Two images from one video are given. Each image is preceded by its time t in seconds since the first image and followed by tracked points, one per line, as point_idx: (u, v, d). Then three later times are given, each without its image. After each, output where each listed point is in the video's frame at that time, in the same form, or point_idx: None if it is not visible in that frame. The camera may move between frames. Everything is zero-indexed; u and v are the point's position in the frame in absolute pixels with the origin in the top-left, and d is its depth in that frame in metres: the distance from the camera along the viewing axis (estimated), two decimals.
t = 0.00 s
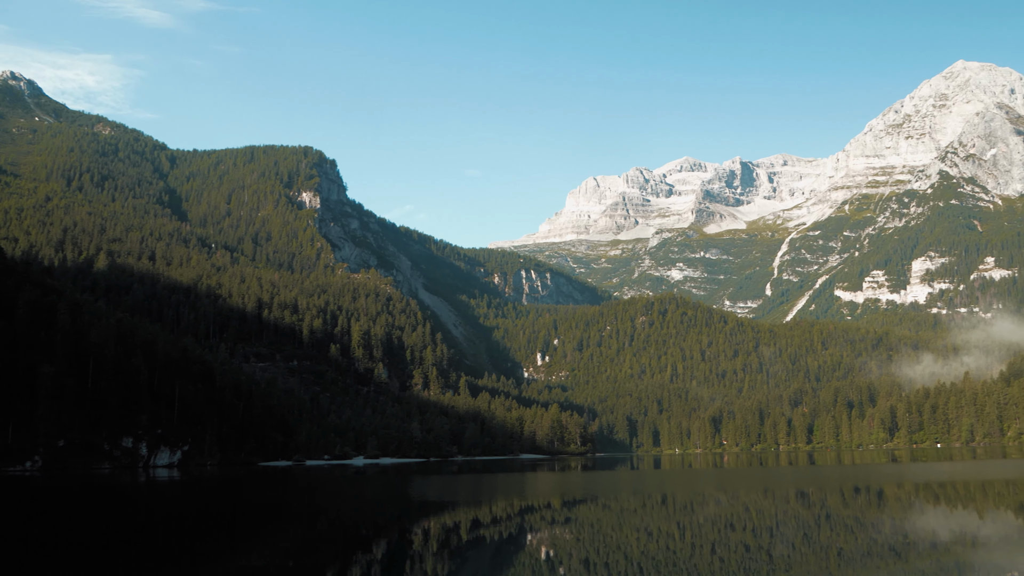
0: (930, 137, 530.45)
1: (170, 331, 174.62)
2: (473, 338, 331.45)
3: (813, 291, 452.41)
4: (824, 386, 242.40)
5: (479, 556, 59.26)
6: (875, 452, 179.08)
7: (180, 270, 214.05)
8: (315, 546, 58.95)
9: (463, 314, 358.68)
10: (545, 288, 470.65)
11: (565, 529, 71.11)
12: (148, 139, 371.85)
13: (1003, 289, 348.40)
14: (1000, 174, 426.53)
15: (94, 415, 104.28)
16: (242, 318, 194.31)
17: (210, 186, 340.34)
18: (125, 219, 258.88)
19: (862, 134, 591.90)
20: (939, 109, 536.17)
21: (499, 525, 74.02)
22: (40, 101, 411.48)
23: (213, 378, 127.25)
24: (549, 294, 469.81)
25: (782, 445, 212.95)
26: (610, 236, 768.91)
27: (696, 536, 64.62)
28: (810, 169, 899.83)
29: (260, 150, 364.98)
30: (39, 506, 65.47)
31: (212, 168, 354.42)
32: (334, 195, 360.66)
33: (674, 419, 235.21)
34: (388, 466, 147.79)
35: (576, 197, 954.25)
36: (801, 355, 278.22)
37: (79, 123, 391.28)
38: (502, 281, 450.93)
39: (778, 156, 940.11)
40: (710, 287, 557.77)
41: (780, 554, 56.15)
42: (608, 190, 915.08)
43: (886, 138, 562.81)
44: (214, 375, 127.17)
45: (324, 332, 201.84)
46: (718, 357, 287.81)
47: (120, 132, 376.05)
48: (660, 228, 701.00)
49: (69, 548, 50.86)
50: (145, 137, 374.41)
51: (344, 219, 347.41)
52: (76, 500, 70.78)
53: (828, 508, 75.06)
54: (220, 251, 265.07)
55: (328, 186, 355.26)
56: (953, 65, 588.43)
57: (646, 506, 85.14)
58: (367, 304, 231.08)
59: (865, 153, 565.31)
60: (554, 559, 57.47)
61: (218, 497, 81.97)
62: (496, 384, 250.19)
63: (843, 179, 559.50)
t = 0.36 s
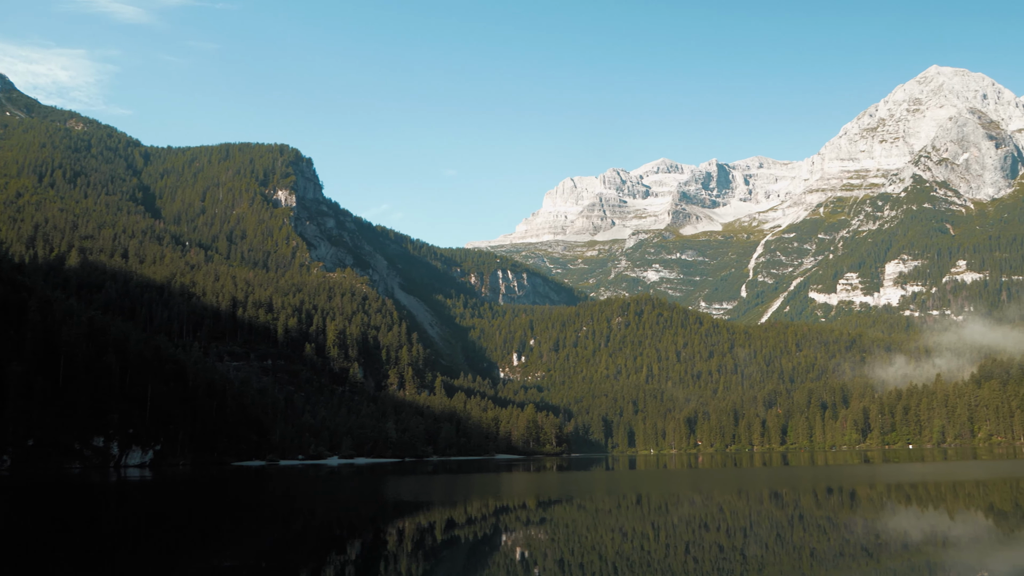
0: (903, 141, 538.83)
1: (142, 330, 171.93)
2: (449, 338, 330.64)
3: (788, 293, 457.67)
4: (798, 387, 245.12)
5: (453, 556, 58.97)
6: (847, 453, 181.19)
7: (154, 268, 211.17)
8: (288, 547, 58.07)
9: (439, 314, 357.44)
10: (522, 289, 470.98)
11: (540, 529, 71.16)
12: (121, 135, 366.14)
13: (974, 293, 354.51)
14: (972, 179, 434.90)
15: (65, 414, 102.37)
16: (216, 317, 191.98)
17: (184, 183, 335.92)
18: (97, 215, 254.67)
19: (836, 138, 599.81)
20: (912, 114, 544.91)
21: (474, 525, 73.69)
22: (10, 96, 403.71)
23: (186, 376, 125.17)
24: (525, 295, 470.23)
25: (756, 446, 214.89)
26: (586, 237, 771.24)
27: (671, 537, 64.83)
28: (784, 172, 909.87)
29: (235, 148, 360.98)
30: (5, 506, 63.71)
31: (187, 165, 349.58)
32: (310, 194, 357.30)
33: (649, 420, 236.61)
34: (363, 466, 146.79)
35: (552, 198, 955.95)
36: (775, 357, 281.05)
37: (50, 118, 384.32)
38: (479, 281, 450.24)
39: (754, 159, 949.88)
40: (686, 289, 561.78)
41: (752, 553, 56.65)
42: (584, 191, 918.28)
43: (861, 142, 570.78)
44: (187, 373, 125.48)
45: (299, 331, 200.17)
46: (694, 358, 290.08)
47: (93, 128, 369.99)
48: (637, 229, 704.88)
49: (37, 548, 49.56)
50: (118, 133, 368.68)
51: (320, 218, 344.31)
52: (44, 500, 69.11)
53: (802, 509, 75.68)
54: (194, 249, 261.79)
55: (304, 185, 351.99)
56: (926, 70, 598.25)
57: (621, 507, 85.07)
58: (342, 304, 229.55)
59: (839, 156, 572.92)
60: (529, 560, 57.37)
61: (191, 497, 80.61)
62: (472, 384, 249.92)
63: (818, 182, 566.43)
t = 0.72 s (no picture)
0: (877, 145, 545.37)
1: (114, 328, 169.00)
2: (424, 337, 329.47)
3: (763, 295, 462.57)
4: (772, 388, 247.68)
5: (428, 556, 58.77)
6: (820, 455, 183.20)
7: (126, 265, 208.07)
8: (261, 548, 57.36)
9: (415, 314, 355.85)
10: (498, 289, 470.75)
11: (515, 530, 71.07)
12: (94, 131, 360.31)
13: (946, 296, 360.09)
14: (945, 183, 441.38)
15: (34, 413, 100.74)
16: (189, 315, 189.37)
17: (158, 180, 331.28)
18: (68, 212, 250.29)
19: (812, 141, 606.58)
20: (887, 118, 551.67)
21: (448, 525, 73.29)
22: None
23: (158, 375, 123.18)
24: (501, 295, 470.07)
25: (730, 447, 216.56)
26: (563, 238, 772.97)
27: (645, 538, 64.80)
28: (760, 175, 918.72)
29: (210, 145, 356.68)
30: None
31: (160, 161, 344.60)
32: (285, 192, 353.55)
33: (624, 420, 237.83)
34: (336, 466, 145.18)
35: (529, 198, 956.88)
36: (749, 358, 283.49)
37: (21, 113, 377.13)
38: (455, 281, 448.92)
39: (730, 161, 958.34)
40: (662, 290, 565.21)
41: (727, 554, 57.08)
42: (561, 191, 920.56)
43: (836, 145, 577.73)
44: (160, 372, 123.75)
45: (274, 330, 198.30)
46: (669, 359, 291.98)
47: (65, 124, 363.82)
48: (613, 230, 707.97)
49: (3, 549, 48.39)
50: (91, 129, 362.86)
51: (295, 216, 340.80)
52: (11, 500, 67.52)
53: (775, 510, 76.34)
54: (167, 247, 258.31)
55: (279, 183, 348.16)
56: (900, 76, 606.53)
57: (596, 507, 85.09)
58: (318, 302, 227.73)
59: (815, 159, 579.61)
60: (504, 560, 57.24)
61: (163, 497, 79.31)
62: (448, 384, 249.22)
63: (793, 185, 572.70)
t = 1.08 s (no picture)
0: (852, 149, 551.92)
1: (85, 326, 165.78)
2: (400, 337, 327.90)
3: (738, 297, 466.99)
4: (747, 389, 250.04)
5: (402, 557, 58.36)
6: (794, 456, 185.27)
7: (98, 263, 204.75)
8: (233, 549, 56.48)
9: (390, 314, 353.80)
10: (474, 289, 469.93)
11: (490, 530, 70.70)
12: (66, 127, 354.18)
13: (919, 299, 364.94)
14: (919, 187, 448.11)
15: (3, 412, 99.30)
16: (161, 313, 186.61)
17: (131, 177, 326.31)
18: (39, 208, 245.83)
19: (788, 144, 612.65)
20: (862, 122, 558.21)
21: (423, 526, 72.77)
22: None
23: (130, 373, 121.33)
24: (477, 295, 469.40)
25: (705, 448, 218.08)
26: (540, 238, 773.85)
27: (620, 539, 64.97)
28: (736, 177, 926.56)
29: (185, 142, 352.26)
30: None
31: (134, 158, 339.46)
32: (261, 190, 349.10)
33: (599, 421, 238.96)
34: (311, 466, 143.86)
35: (506, 198, 956.75)
36: (725, 360, 285.71)
37: None
38: (431, 281, 447.06)
39: (707, 163, 965.79)
40: (638, 291, 567.79)
41: (702, 554, 57.42)
42: (539, 192, 922.02)
43: (811, 149, 584.00)
44: (132, 371, 121.78)
45: (248, 329, 196.16)
46: (645, 360, 293.53)
47: (35, 119, 357.07)
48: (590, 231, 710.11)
49: None
50: (63, 124, 356.56)
51: (271, 214, 336.72)
52: None
53: (749, 511, 76.92)
54: (140, 245, 254.66)
55: (255, 181, 344.21)
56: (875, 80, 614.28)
57: (572, 507, 85.16)
58: (293, 301, 225.80)
59: (791, 162, 585.67)
60: (479, 561, 57.03)
61: (135, 498, 77.97)
62: (423, 384, 248.36)
63: (769, 188, 578.28)
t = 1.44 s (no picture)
0: (828, 153, 558.39)
1: (56, 324, 162.64)
2: (376, 337, 326.09)
3: (715, 299, 470.80)
4: (722, 391, 251.99)
5: (377, 558, 57.74)
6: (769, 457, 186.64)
7: (70, 260, 201.30)
8: (206, 550, 55.61)
9: (367, 314, 351.81)
10: (451, 289, 469.05)
11: (465, 531, 70.29)
12: (38, 122, 347.75)
13: (893, 301, 370.31)
14: (894, 191, 454.69)
15: None
16: (134, 312, 183.71)
17: (104, 173, 321.35)
18: (8, 204, 241.03)
19: (765, 147, 618.80)
20: (838, 126, 564.62)
21: (398, 527, 72.22)
22: None
23: (101, 372, 119.71)
24: (454, 295, 468.61)
25: (681, 449, 219.66)
26: (518, 239, 774.33)
27: (595, 539, 65.00)
28: (713, 179, 933.79)
29: (160, 139, 347.61)
30: None
31: (107, 155, 334.06)
32: (237, 188, 345.08)
33: (576, 422, 239.72)
34: (286, 467, 142.51)
35: (484, 198, 956.30)
36: (701, 361, 287.73)
37: None
38: (408, 281, 445.30)
39: (684, 165, 972.99)
40: (615, 292, 570.22)
41: (677, 555, 57.77)
42: (517, 193, 922.78)
43: (788, 152, 590.35)
44: (104, 370, 120.19)
45: (223, 328, 193.85)
46: (622, 361, 294.97)
47: (6, 113, 350.43)
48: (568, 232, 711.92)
49: None
50: (34, 119, 350.19)
51: (246, 213, 332.95)
52: None
53: (724, 512, 77.43)
54: (114, 242, 250.83)
55: (231, 179, 340.38)
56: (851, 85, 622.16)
57: (547, 508, 85.11)
58: (268, 301, 223.68)
59: (768, 165, 591.65)
60: (455, 562, 56.59)
61: (104, 498, 76.41)
62: (400, 384, 247.02)
63: (746, 191, 583.77)
